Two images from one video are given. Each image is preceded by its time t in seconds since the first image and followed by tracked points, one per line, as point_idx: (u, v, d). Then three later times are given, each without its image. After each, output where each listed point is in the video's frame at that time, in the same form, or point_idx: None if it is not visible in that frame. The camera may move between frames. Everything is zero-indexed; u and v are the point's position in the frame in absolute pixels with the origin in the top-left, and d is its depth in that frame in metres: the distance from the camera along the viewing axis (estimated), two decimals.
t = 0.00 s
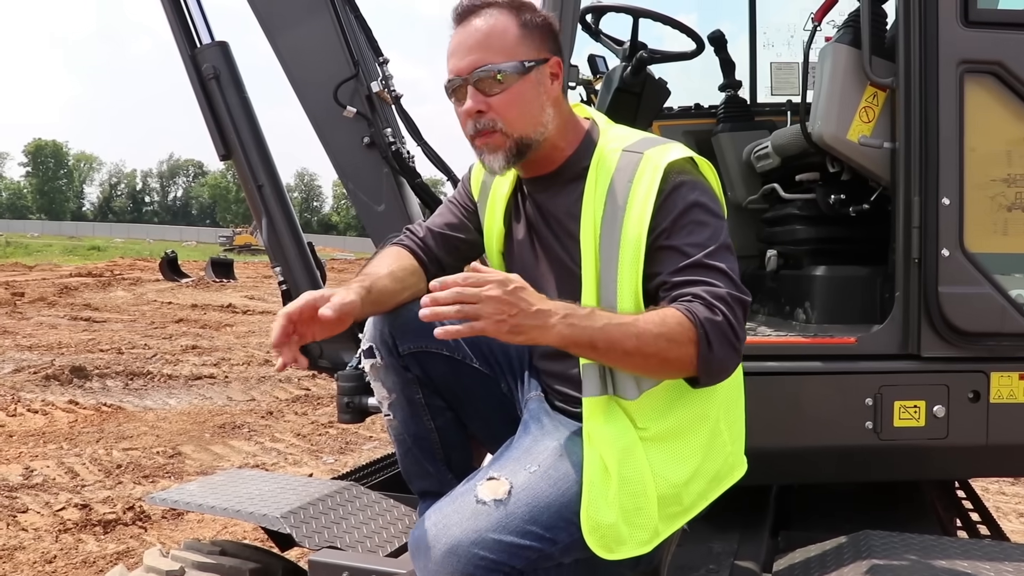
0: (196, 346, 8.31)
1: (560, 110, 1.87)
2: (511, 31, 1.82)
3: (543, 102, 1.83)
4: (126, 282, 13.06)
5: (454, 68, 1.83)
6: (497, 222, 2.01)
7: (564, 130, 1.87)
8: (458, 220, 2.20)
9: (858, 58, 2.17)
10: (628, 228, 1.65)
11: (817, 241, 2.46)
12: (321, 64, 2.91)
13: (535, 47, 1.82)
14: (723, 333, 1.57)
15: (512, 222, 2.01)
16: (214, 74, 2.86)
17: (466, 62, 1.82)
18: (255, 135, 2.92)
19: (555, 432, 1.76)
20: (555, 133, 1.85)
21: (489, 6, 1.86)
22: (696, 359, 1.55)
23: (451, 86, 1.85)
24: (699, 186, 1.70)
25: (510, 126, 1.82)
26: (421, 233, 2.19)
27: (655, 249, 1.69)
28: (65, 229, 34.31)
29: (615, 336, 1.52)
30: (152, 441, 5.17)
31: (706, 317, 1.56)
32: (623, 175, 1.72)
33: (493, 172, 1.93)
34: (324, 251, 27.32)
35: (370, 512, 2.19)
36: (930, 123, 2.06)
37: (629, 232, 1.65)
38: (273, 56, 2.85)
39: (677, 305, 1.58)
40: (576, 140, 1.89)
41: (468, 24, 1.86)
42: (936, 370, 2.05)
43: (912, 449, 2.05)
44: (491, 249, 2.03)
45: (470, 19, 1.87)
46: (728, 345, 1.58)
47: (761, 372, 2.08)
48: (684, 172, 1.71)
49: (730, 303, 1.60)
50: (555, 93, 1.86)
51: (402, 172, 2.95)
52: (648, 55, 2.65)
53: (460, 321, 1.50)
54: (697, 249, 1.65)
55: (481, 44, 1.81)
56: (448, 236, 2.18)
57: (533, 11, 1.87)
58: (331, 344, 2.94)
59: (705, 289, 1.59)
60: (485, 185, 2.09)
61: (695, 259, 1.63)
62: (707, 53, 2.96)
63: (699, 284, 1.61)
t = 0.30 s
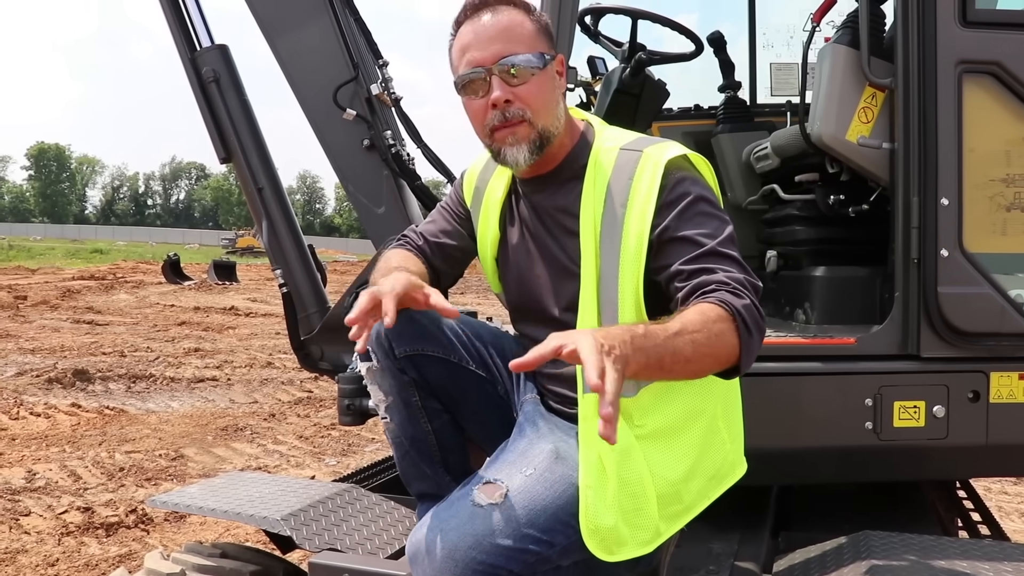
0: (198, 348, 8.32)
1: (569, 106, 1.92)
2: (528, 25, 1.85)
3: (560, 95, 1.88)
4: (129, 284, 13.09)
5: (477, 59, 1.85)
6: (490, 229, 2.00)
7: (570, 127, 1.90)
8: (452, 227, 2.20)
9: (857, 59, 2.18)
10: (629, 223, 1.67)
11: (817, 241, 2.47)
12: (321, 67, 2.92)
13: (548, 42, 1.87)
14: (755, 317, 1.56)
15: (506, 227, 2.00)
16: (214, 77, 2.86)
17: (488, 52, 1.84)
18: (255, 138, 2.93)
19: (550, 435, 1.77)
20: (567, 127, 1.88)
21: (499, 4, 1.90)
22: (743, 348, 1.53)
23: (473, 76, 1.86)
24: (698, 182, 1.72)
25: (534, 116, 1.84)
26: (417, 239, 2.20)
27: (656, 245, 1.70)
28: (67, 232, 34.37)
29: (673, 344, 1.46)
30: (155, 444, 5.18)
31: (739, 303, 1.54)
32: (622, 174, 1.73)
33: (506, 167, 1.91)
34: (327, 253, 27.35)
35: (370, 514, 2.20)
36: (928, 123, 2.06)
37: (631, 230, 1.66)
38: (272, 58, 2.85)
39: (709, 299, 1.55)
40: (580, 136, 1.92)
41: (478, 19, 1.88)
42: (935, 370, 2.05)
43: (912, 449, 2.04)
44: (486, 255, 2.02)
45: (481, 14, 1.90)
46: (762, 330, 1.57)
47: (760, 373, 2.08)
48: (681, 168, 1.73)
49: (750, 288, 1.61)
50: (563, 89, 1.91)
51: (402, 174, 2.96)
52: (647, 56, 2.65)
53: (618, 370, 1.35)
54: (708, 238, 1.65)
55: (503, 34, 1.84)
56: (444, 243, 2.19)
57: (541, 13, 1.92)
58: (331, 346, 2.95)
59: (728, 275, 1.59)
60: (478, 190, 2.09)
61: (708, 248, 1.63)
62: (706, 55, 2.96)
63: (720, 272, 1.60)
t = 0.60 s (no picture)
0: (196, 347, 8.32)
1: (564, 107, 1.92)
2: (522, 28, 1.85)
3: (554, 97, 1.88)
4: (127, 283, 13.09)
5: (469, 62, 1.85)
6: (486, 229, 2.01)
7: (565, 129, 1.91)
8: (449, 227, 2.20)
9: (853, 60, 2.18)
10: (626, 224, 1.67)
11: (811, 243, 2.48)
12: (318, 66, 2.93)
13: (543, 44, 1.87)
14: (752, 320, 1.57)
15: (502, 227, 2.01)
16: (212, 76, 2.87)
17: (481, 56, 1.84)
18: (253, 136, 2.93)
19: (545, 434, 1.77)
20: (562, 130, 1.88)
21: (493, 5, 1.89)
22: (741, 349, 1.53)
23: (465, 80, 1.86)
24: (695, 183, 1.72)
25: (527, 120, 1.84)
26: (412, 238, 2.21)
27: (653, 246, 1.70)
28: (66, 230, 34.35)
29: (671, 349, 1.47)
30: (152, 443, 5.18)
31: (736, 306, 1.55)
32: (619, 174, 1.74)
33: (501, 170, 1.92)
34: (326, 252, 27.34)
35: (365, 513, 2.20)
36: (925, 124, 2.06)
37: (628, 230, 1.66)
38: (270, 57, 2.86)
39: (706, 302, 1.56)
40: (575, 138, 1.92)
41: (472, 21, 1.88)
42: (930, 371, 2.05)
43: (907, 450, 2.05)
44: (481, 255, 2.02)
45: (475, 15, 1.90)
46: (758, 331, 1.57)
47: (756, 373, 2.08)
48: (678, 169, 1.73)
49: (746, 291, 1.61)
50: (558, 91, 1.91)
51: (399, 173, 2.97)
52: (645, 57, 2.66)
53: (616, 375, 1.37)
54: (704, 240, 1.65)
55: (497, 37, 1.84)
56: (439, 243, 2.19)
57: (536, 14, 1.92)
58: (328, 345, 2.95)
59: (724, 278, 1.59)
60: (475, 190, 2.09)
61: (705, 250, 1.63)
62: (703, 56, 2.95)
63: (716, 274, 1.61)
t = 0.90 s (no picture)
0: (195, 346, 8.32)
1: (560, 107, 1.90)
2: (519, 26, 1.85)
3: (548, 97, 1.86)
4: (126, 282, 13.08)
5: (463, 59, 1.85)
6: (487, 227, 2.00)
7: (563, 128, 1.89)
8: (449, 224, 2.21)
9: (852, 59, 2.17)
10: (625, 223, 1.67)
11: (809, 242, 2.47)
12: (317, 65, 2.92)
13: (541, 43, 1.86)
14: (742, 325, 1.57)
15: (503, 226, 2.00)
16: (210, 75, 2.86)
17: (475, 53, 1.84)
18: (250, 135, 2.92)
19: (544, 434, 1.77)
20: (556, 130, 1.87)
21: (492, 1, 1.89)
22: (727, 355, 1.53)
23: (458, 76, 1.86)
24: (695, 183, 1.71)
25: (518, 120, 1.83)
26: (412, 237, 2.21)
27: (653, 246, 1.70)
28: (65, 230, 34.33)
29: (655, 351, 1.47)
30: (150, 442, 5.18)
31: (726, 311, 1.55)
32: (619, 173, 1.73)
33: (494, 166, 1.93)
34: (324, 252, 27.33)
35: (364, 512, 2.20)
36: (923, 124, 2.06)
37: (627, 230, 1.66)
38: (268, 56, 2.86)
39: (696, 305, 1.56)
40: (573, 137, 1.91)
41: (471, 18, 1.88)
42: (929, 370, 2.05)
43: (905, 449, 2.05)
44: (482, 254, 2.02)
45: (474, 13, 1.90)
46: (748, 337, 1.57)
47: (754, 372, 2.08)
48: (679, 169, 1.73)
49: (739, 295, 1.61)
50: (555, 91, 1.89)
51: (397, 172, 2.96)
52: (643, 55, 2.65)
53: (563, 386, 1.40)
54: (700, 243, 1.65)
55: (492, 36, 1.83)
56: (439, 241, 2.19)
57: (537, 10, 1.91)
58: (327, 344, 2.95)
59: (717, 282, 1.59)
60: (475, 189, 2.09)
61: (700, 252, 1.63)
62: (702, 54, 2.92)
63: (710, 277, 1.60)
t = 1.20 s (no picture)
0: (195, 343, 8.32)
1: (566, 99, 1.89)
2: (530, 13, 1.83)
3: (553, 87, 1.85)
4: (127, 280, 13.07)
5: (470, 41, 1.84)
6: (491, 221, 2.00)
7: (567, 120, 1.88)
8: (450, 219, 2.20)
9: (856, 58, 2.17)
10: (630, 220, 1.67)
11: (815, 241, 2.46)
12: (319, 61, 2.92)
13: (550, 34, 1.84)
14: (729, 334, 1.56)
15: (507, 221, 2.00)
16: (212, 71, 2.86)
17: (482, 36, 1.83)
18: (252, 131, 2.92)
19: (548, 433, 1.76)
20: (559, 121, 1.86)
21: None
22: (709, 365, 1.53)
23: (463, 58, 1.85)
24: (702, 184, 1.71)
25: (519, 105, 1.83)
26: (413, 231, 2.19)
27: (656, 245, 1.69)
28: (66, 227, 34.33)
29: (631, 362, 1.49)
30: (151, 439, 5.17)
31: (712, 320, 1.54)
32: (625, 172, 1.73)
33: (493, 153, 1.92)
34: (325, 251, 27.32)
35: (365, 509, 2.19)
36: (927, 124, 2.05)
37: (631, 227, 1.66)
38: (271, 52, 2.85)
39: (682, 311, 1.56)
40: (577, 130, 1.90)
41: (485, 3, 1.87)
42: (932, 370, 2.04)
43: (907, 449, 2.04)
44: (486, 248, 2.02)
45: None
46: (735, 346, 1.57)
47: (756, 371, 2.08)
48: (687, 168, 1.73)
49: (730, 303, 1.60)
50: (563, 82, 1.88)
51: (400, 170, 2.95)
52: (646, 53, 2.65)
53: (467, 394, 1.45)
54: (698, 246, 1.65)
55: (499, 22, 1.82)
56: (440, 234, 2.18)
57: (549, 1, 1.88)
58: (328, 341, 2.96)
59: (708, 289, 1.59)
60: (481, 182, 2.09)
61: (696, 256, 1.63)
62: (705, 53, 2.97)
63: (701, 283, 1.60)
